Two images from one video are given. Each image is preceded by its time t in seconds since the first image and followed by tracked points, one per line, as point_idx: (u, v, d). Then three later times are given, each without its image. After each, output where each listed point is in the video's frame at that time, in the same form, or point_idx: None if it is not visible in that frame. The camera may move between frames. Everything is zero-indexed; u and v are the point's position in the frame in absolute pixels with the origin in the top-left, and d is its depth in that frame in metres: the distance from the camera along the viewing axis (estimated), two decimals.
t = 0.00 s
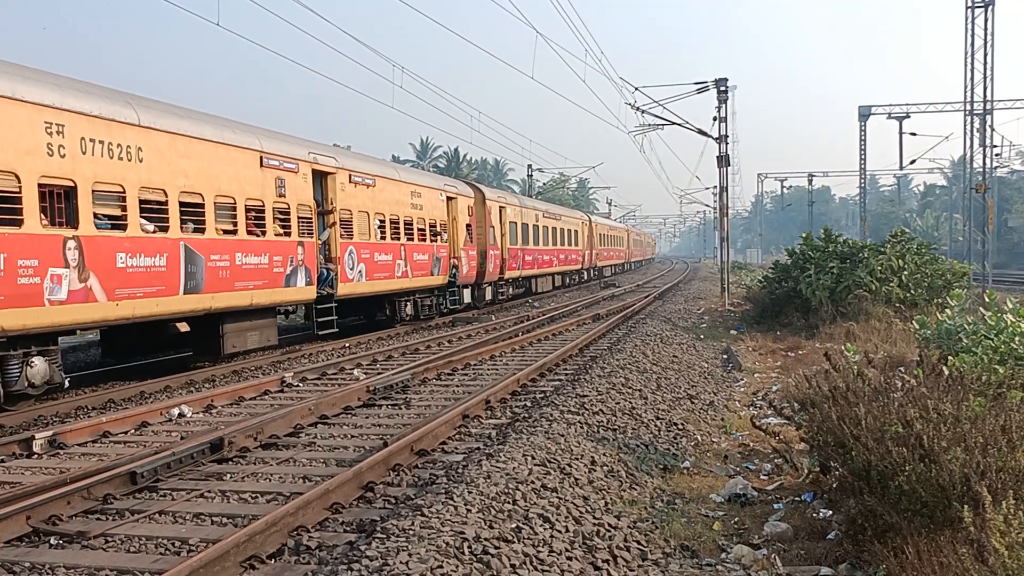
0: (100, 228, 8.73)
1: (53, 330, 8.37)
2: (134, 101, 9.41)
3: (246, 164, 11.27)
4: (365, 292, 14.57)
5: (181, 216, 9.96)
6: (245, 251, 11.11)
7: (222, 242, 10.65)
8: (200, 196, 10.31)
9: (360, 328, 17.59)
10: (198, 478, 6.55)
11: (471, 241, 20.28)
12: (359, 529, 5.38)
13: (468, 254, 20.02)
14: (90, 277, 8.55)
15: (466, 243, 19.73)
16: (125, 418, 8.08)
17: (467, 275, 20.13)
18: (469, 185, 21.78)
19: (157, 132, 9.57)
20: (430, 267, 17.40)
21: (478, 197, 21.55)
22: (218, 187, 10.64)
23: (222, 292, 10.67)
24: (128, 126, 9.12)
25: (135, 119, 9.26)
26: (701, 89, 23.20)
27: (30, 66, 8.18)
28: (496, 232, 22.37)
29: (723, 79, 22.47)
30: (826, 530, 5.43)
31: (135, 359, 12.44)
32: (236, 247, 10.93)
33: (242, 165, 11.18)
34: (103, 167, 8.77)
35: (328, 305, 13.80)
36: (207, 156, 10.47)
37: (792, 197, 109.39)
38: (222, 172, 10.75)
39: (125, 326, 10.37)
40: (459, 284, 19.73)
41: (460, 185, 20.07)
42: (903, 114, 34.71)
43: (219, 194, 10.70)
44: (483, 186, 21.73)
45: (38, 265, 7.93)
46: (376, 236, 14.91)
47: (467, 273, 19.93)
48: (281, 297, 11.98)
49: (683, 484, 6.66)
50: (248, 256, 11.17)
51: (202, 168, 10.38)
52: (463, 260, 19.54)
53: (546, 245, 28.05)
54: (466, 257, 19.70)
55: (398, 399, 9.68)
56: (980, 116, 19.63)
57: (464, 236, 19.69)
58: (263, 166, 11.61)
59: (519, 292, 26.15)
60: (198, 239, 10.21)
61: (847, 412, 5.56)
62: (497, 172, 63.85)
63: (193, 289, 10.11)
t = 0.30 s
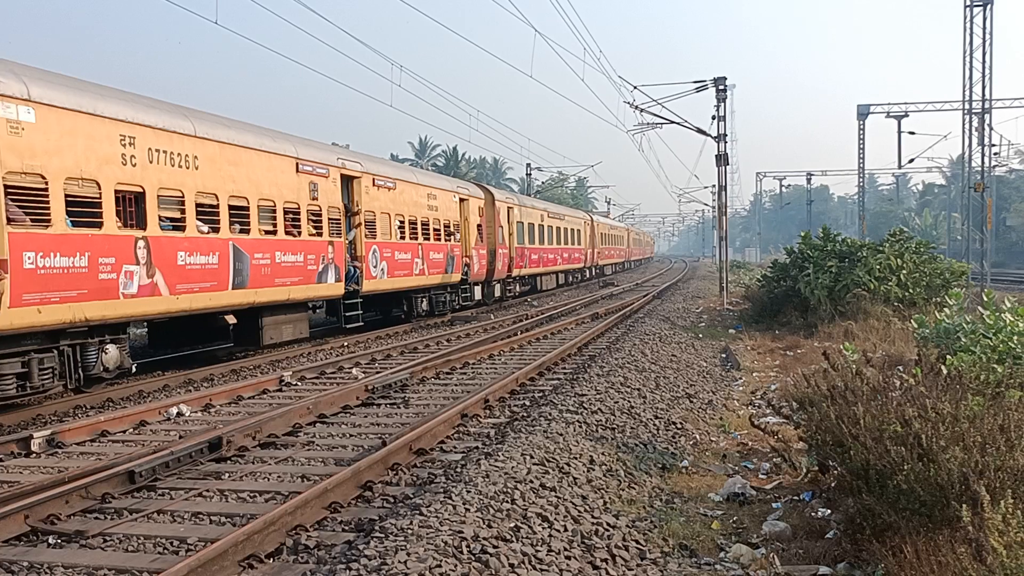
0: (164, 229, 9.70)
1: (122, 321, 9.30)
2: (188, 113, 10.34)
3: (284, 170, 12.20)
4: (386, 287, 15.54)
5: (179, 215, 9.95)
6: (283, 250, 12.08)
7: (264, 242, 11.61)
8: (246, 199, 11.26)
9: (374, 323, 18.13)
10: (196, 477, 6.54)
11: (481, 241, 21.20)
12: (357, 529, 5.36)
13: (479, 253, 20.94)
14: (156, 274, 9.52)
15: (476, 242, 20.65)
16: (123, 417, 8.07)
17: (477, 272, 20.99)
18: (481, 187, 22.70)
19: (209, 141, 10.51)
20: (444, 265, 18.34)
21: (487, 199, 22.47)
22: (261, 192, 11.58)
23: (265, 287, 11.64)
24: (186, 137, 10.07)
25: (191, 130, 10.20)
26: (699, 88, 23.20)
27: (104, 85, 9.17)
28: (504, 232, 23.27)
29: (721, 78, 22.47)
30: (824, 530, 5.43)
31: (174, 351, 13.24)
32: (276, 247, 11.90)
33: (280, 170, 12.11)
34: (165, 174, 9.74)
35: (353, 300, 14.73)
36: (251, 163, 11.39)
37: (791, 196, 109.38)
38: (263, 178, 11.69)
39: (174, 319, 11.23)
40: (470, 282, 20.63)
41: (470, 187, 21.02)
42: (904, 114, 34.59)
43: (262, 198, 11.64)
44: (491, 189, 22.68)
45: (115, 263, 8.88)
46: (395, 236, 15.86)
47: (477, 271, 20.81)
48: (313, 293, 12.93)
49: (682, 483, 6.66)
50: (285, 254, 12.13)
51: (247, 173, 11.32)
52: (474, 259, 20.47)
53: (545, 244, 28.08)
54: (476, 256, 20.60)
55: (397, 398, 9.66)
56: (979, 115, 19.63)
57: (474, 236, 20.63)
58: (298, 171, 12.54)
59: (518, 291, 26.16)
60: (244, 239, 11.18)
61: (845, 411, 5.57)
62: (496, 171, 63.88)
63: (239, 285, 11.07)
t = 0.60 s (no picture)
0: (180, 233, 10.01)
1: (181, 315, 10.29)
2: (236, 126, 11.32)
3: (317, 176, 13.13)
4: (405, 286, 16.40)
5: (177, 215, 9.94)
6: (317, 251, 13.02)
7: (300, 244, 12.54)
8: (285, 205, 12.18)
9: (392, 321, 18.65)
10: (195, 478, 6.54)
11: (491, 242, 21.98)
12: (356, 529, 5.37)
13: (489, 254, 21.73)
14: (210, 272, 10.53)
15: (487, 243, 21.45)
16: (121, 418, 8.06)
17: (487, 272, 21.73)
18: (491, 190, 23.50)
19: (253, 151, 11.48)
20: (459, 265, 19.18)
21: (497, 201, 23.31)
22: (297, 197, 12.46)
23: (300, 286, 12.59)
24: (235, 148, 11.07)
25: (238, 142, 11.18)
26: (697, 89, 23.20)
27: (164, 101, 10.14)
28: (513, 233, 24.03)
29: (720, 78, 22.48)
30: (823, 530, 5.43)
31: (214, 343, 14.18)
32: (310, 248, 12.83)
33: (314, 177, 13.02)
34: (218, 182, 10.73)
35: (377, 298, 15.54)
36: (289, 170, 12.32)
37: (789, 197, 109.44)
38: (300, 184, 12.62)
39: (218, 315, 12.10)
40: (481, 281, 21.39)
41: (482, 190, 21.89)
42: (902, 114, 34.53)
43: (298, 203, 12.54)
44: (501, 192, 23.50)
45: (176, 263, 9.89)
46: (415, 238, 16.71)
47: (488, 271, 21.61)
48: (343, 291, 13.84)
49: (681, 483, 6.66)
50: (319, 255, 13.06)
51: (286, 180, 12.25)
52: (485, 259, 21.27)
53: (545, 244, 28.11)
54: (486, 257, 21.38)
55: (396, 399, 9.65)
56: (977, 116, 19.65)
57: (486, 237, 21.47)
58: (330, 178, 13.44)
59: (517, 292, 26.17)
60: (283, 240, 12.13)
61: (843, 412, 5.58)
62: (494, 172, 63.95)
63: (279, 283, 12.02)
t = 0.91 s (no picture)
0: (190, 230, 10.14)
1: (232, 309, 11.27)
2: (276, 136, 12.24)
3: (346, 181, 14.03)
4: (425, 284, 17.32)
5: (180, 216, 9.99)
6: (346, 251, 13.93)
7: (331, 244, 13.44)
8: (319, 208, 13.06)
9: (398, 320, 18.88)
10: (195, 478, 6.53)
11: (500, 242, 22.88)
12: (356, 529, 5.36)
13: (499, 253, 22.62)
14: (255, 271, 11.44)
15: (496, 244, 22.38)
16: (120, 418, 8.05)
17: (496, 270, 22.57)
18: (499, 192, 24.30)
19: (291, 159, 12.39)
20: (471, 264, 20.15)
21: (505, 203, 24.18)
22: (329, 201, 13.37)
23: (332, 284, 13.50)
24: (275, 156, 11.98)
25: (279, 150, 12.09)
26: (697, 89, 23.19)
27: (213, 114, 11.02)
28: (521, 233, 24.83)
29: (719, 78, 22.47)
30: (823, 530, 5.43)
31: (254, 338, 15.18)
32: (340, 249, 13.74)
33: (343, 182, 13.94)
34: (261, 188, 11.64)
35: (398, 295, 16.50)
36: (322, 176, 13.22)
37: (789, 197, 109.43)
38: (332, 189, 13.52)
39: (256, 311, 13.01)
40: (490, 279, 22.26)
41: (491, 193, 22.79)
42: (902, 114, 34.19)
43: (329, 207, 13.42)
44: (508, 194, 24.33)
45: (228, 262, 10.85)
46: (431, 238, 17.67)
47: (497, 269, 22.48)
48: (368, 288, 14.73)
49: (681, 483, 6.67)
50: (348, 255, 13.97)
51: (320, 185, 13.16)
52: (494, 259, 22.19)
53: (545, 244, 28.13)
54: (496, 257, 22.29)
55: (395, 399, 9.64)
56: (977, 117, 19.66)
57: (495, 238, 22.41)
58: (357, 182, 14.37)
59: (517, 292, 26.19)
60: (317, 241, 13.04)
61: (843, 412, 5.58)
62: (494, 172, 64.03)
63: (314, 280, 12.94)
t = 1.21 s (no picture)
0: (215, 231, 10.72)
1: (272, 305, 12.32)
2: (309, 145, 13.28)
3: (370, 186, 15.06)
4: (438, 283, 18.47)
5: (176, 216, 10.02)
6: (369, 251, 14.94)
7: (357, 245, 14.46)
8: (346, 212, 14.11)
9: (397, 319, 18.89)
10: (193, 478, 6.53)
11: (506, 243, 23.74)
12: (355, 529, 5.36)
13: (504, 254, 23.46)
14: (292, 269, 12.47)
15: (502, 244, 23.23)
16: (118, 418, 8.04)
17: (502, 269, 23.42)
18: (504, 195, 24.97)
19: (322, 166, 13.44)
20: (480, 264, 21.12)
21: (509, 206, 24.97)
22: (355, 205, 14.41)
23: (357, 281, 14.50)
24: (309, 163, 13.02)
25: (311, 158, 13.13)
26: (696, 89, 23.18)
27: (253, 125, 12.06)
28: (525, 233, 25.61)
29: (718, 78, 22.46)
30: (822, 530, 5.43)
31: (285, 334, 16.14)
32: (364, 249, 14.74)
33: (368, 187, 14.97)
34: (298, 193, 12.68)
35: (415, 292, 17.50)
36: (349, 181, 14.27)
37: (788, 197, 109.55)
38: (358, 193, 14.55)
39: (288, 308, 14.00)
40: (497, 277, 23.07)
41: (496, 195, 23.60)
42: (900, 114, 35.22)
43: (355, 211, 14.46)
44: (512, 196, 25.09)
45: (268, 261, 11.90)
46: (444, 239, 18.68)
47: (503, 268, 23.33)
48: (389, 285, 15.74)
49: (679, 483, 6.66)
50: (371, 255, 14.98)
51: (348, 190, 14.19)
52: (501, 259, 23.07)
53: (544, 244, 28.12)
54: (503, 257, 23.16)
55: (393, 399, 9.63)
56: (975, 116, 19.69)
57: (501, 238, 23.29)
58: (380, 187, 15.41)
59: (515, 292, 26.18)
60: (345, 242, 14.06)
61: (841, 412, 5.58)
62: (492, 172, 64.04)
63: (342, 278, 13.95)
